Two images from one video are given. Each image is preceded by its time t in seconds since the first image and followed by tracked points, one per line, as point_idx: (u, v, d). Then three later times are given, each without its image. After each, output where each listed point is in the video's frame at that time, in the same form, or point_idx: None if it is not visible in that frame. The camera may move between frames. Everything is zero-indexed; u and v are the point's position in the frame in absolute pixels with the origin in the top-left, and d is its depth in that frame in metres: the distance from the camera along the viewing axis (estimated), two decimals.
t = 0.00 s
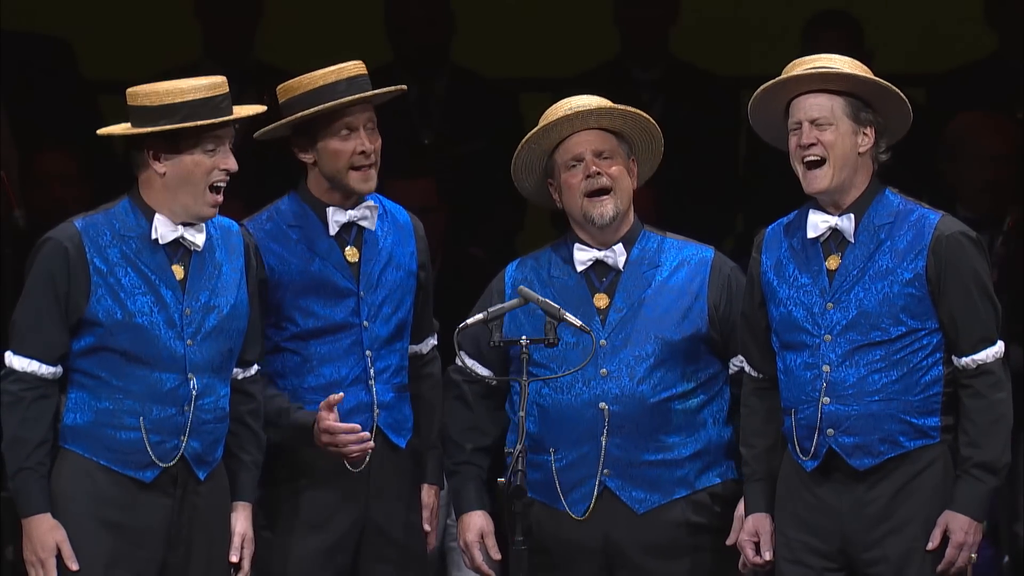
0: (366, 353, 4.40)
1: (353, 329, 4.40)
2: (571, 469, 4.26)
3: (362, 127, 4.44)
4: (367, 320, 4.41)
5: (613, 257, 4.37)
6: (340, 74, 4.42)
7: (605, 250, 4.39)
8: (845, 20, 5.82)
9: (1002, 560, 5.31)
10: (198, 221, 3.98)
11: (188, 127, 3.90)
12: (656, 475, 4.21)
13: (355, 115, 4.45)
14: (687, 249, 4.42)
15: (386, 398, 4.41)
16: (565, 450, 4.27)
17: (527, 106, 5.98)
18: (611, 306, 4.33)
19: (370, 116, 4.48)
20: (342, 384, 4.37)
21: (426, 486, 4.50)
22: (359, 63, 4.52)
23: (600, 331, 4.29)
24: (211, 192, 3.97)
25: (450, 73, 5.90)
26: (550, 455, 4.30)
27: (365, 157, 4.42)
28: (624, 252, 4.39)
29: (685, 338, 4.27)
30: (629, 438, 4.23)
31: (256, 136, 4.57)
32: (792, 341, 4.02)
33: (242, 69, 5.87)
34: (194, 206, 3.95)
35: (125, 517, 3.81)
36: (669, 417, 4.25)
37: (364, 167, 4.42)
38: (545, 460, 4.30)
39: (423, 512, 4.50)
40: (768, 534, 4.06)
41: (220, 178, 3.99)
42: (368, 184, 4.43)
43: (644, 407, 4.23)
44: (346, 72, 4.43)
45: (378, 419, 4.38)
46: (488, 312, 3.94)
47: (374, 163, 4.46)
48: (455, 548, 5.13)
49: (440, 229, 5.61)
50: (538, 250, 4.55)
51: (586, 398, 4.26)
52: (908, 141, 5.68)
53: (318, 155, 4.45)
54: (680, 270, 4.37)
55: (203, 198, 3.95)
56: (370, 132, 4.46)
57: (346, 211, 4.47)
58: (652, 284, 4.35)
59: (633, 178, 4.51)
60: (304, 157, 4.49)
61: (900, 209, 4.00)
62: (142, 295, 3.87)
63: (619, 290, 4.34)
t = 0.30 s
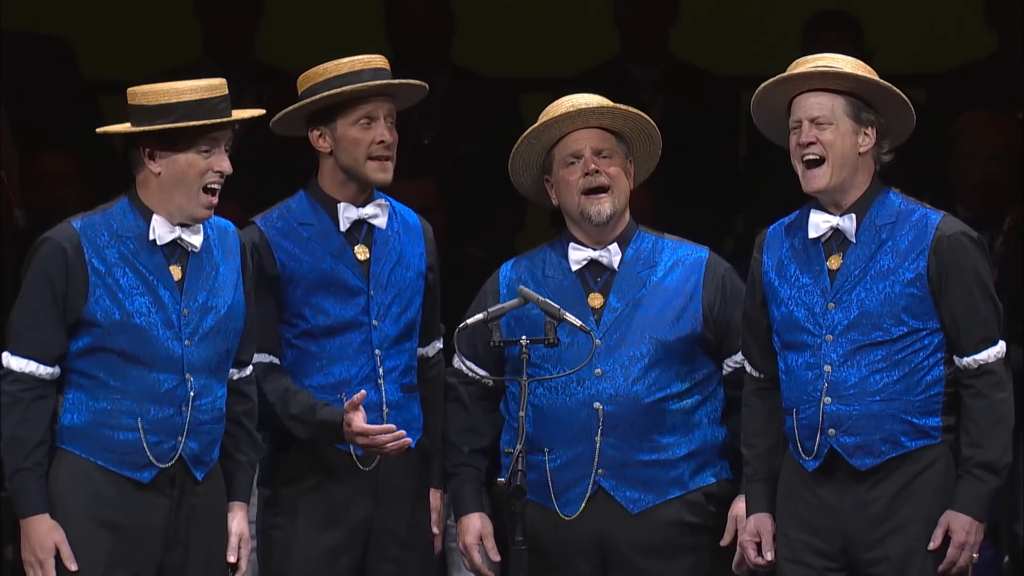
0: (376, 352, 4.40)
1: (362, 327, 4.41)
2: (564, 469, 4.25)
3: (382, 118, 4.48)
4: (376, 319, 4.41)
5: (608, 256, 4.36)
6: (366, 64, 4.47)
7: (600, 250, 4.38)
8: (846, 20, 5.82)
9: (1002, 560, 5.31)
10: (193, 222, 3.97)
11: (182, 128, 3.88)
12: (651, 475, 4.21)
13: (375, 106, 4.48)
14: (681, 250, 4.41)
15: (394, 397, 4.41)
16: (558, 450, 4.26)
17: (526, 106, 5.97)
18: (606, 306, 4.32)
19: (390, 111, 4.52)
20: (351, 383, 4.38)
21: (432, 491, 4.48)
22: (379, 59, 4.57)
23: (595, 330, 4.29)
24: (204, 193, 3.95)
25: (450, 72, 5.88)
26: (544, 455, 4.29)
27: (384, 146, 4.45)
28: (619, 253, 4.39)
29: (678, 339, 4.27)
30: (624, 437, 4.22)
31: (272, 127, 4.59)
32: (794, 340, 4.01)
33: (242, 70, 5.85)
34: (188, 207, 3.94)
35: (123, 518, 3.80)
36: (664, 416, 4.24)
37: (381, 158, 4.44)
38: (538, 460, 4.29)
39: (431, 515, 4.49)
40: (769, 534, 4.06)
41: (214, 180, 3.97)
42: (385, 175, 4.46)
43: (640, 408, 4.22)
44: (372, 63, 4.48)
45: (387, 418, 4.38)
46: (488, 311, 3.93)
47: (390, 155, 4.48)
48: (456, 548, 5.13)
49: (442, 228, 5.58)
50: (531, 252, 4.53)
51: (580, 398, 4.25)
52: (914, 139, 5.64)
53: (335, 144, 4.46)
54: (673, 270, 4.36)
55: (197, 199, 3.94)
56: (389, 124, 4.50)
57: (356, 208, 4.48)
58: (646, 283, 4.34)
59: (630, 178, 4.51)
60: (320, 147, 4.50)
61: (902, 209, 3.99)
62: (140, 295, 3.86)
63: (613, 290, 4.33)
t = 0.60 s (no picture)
0: (385, 351, 4.37)
1: (372, 326, 4.37)
2: (562, 469, 4.25)
3: (401, 112, 4.51)
4: (386, 319, 4.38)
5: (606, 256, 4.37)
6: (388, 58, 4.51)
7: (597, 249, 4.39)
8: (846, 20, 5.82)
9: (1002, 560, 5.32)
10: (186, 220, 3.98)
11: (171, 123, 3.91)
12: (647, 476, 4.21)
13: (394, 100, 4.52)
14: (676, 253, 4.41)
15: (403, 397, 4.37)
16: (555, 450, 4.27)
17: (527, 106, 5.98)
18: (603, 306, 4.32)
19: (409, 108, 4.55)
20: (359, 382, 4.35)
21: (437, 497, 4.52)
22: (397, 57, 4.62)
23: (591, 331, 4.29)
24: (195, 191, 3.97)
25: (450, 73, 5.89)
26: (541, 455, 4.29)
27: (404, 139, 4.47)
28: (617, 253, 4.40)
29: (674, 340, 4.27)
30: (621, 437, 4.23)
31: (287, 124, 4.60)
32: (795, 340, 4.01)
33: (242, 69, 5.87)
34: (179, 205, 3.96)
35: (120, 517, 3.81)
36: (661, 416, 4.25)
37: (400, 150, 4.46)
38: (535, 460, 4.29)
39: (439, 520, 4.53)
40: (771, 534, 4.06)
41: (205, 178, 3.99)
42: (403, 167, 4.47)
43: (638, 408, 4.23)
44: (394, 58, 4.53)
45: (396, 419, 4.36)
46: (488, 311, 3.93)
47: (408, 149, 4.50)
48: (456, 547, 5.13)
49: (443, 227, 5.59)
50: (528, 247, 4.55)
51: (580, 398, 4.25)
52: (916, 139, 5.64)
53: (353, 137, 4.48)
54: (668, 269, 4.37)
55: (188, 196, 3.96)
56: (407, 119, 4.53)
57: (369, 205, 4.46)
58: (641, 282, 4.34)
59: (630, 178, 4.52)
60: (337, 140, 4.51)
61: (904, 209, 3.99)
62: (135, 295, 3.87)
63: (610, 290, 4.33)
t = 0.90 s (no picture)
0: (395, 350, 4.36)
1: (381, 324, 4.36)
2: (562, 472, 4.23)
3: (415, 109, 4.53)
4: (395, 317, 4.37)
5: (607, 259, 4.37)
6: (402, 54, 4.53)
7: (598, 252, 4.39)
8: (846, 20, 5.80)
9: (1002, 560, 5.32)
10: (176, 217, 3.99)
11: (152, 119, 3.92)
12: (649, 481, 4.21)
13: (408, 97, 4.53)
14: (675, 254, 4.43)
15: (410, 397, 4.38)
16: (556, 453, 4.25)
17: (527, 107, 5.96)
18: (605, 309, 4.32)
19: (422, 105, 4.57)
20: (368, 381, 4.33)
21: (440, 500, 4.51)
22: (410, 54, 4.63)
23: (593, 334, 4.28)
24: (183, 187, 3.98)
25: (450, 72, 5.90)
26: (541, 457, 4.27)
27: (417, 136, 4.49)
28: (618, 256, 4.40)
29: (677, 344, 4.28)
30: (623, 440, 4.22)
31: (297, 123, 4.61)
32: (795, 338, 4.01)
33: (242, 67, 5.91)
34: (168, 202, 3.97)
35: (115, 517, 3.81)
36: (663, 420, 4.26)
37: (415, 146, 4.48)
38: (535, 462, 4.27)
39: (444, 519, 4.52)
40: (774, 533, 4.07)
41: (191, 174, 4.00)
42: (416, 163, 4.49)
43: (639, 412, 4.23)
44: (408, 55, 4.55)
45: (402, 418, 4.35)
46: (488, 311, 3.91)
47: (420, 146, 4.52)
48: (455, 548, 5.12)
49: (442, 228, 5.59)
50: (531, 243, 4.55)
51: (583, 401, 4.24)
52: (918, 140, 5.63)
53: (365, 133, 4.49)
54: (668, 272, 4.38)
55: (175, 193, 3.97)
56: (419, 115, 4.55)
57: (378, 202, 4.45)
58: (640, 284, 4.35)
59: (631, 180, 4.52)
60: (350, 136, 4.52)
61: (906, 210, 3.98)
62: (128, 295, 3.87)
63: (612, 294, 4.34)
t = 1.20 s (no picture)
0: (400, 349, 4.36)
1: (385, 323, 4.36)
2: (577, 472, 4.24)
3: (422, 108, 4.53)
4: (400, 317, 4.37)
5: (618, 260, 4.38)
6: (408, 53, 4.55)
7: (609, 253, 4.40)
8: (846, 21, 5.82)
9: (1002, 560, 5.32)
10: (169, 214, 4.00)
11: (136, 116, 3.93)
12: (664, 480, 4.22)
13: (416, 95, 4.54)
14: (684, 252, 4.43)
15: (413, 397, 4.37)
16: (570, 453, 4.26)
17: (528, 107, 5.92)
18: (616, 309, 4.33)
19: (429, 104, 4.58)
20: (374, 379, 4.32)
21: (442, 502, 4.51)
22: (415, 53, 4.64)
23: (605, 334, 4.29)
24: (173, 183, 3.99)
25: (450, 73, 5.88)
26: (555, 458, 4.28)
27: (424, 134, 4.50)
28: (630, 257, 4.40)
29: (689, 342, 4.29)
30: (636, 439, 4.23)
31: (304, 121, 4.62)
32: (793, 336, 4.02)
33: (242, 69, 5.91)
34: (160, 198, 3.97)
35: (110, 518, 3.81)
36: (677, 418, 4.27)
37: (422, 143, 4.49)
38: (549, 463, 4.28)
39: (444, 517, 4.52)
40: (774, 531, 4.09)
41: (180, 169, 4.01)
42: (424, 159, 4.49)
43: (653, 411, 4.24)
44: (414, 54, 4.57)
45: (403, 419, 4.33)
46: (488, 311, 3.87)
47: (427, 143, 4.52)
48: (456, 547, 5.15)
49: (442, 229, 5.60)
50: (544, 245, 4.56)
51: (596, 401, 4.25)
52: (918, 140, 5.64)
53: (373, 130, 4.49)
54: (679, 269, 4.38)
55: (166, 190, 3.98)
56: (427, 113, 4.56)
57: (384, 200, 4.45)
58: (651, 284, 4.35)
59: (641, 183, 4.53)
60: (358, 133, 4.52)
61: (906, 209, 3.98)
62: (123, 294, 3.88)
63: (623, 294, 4.34)
